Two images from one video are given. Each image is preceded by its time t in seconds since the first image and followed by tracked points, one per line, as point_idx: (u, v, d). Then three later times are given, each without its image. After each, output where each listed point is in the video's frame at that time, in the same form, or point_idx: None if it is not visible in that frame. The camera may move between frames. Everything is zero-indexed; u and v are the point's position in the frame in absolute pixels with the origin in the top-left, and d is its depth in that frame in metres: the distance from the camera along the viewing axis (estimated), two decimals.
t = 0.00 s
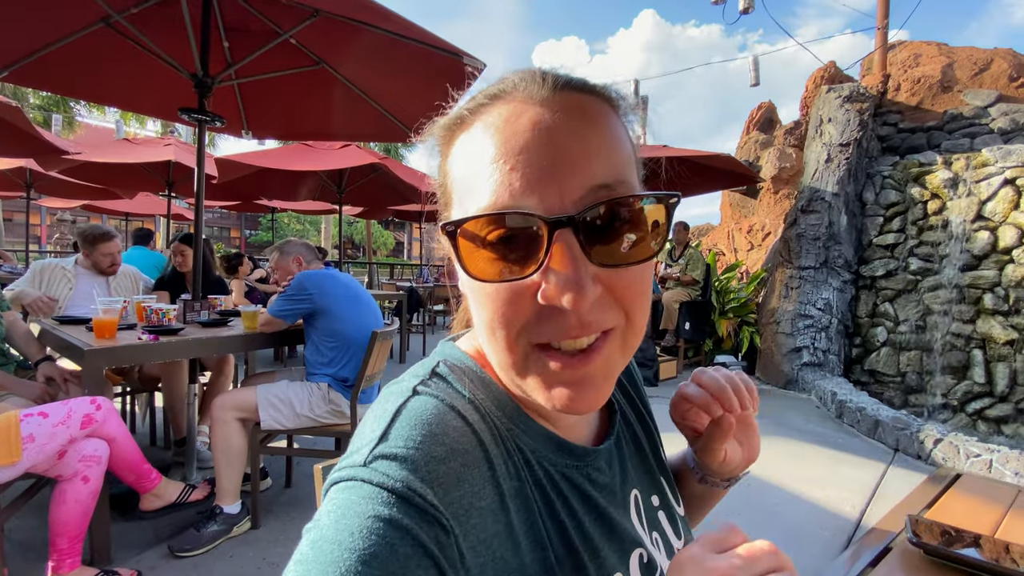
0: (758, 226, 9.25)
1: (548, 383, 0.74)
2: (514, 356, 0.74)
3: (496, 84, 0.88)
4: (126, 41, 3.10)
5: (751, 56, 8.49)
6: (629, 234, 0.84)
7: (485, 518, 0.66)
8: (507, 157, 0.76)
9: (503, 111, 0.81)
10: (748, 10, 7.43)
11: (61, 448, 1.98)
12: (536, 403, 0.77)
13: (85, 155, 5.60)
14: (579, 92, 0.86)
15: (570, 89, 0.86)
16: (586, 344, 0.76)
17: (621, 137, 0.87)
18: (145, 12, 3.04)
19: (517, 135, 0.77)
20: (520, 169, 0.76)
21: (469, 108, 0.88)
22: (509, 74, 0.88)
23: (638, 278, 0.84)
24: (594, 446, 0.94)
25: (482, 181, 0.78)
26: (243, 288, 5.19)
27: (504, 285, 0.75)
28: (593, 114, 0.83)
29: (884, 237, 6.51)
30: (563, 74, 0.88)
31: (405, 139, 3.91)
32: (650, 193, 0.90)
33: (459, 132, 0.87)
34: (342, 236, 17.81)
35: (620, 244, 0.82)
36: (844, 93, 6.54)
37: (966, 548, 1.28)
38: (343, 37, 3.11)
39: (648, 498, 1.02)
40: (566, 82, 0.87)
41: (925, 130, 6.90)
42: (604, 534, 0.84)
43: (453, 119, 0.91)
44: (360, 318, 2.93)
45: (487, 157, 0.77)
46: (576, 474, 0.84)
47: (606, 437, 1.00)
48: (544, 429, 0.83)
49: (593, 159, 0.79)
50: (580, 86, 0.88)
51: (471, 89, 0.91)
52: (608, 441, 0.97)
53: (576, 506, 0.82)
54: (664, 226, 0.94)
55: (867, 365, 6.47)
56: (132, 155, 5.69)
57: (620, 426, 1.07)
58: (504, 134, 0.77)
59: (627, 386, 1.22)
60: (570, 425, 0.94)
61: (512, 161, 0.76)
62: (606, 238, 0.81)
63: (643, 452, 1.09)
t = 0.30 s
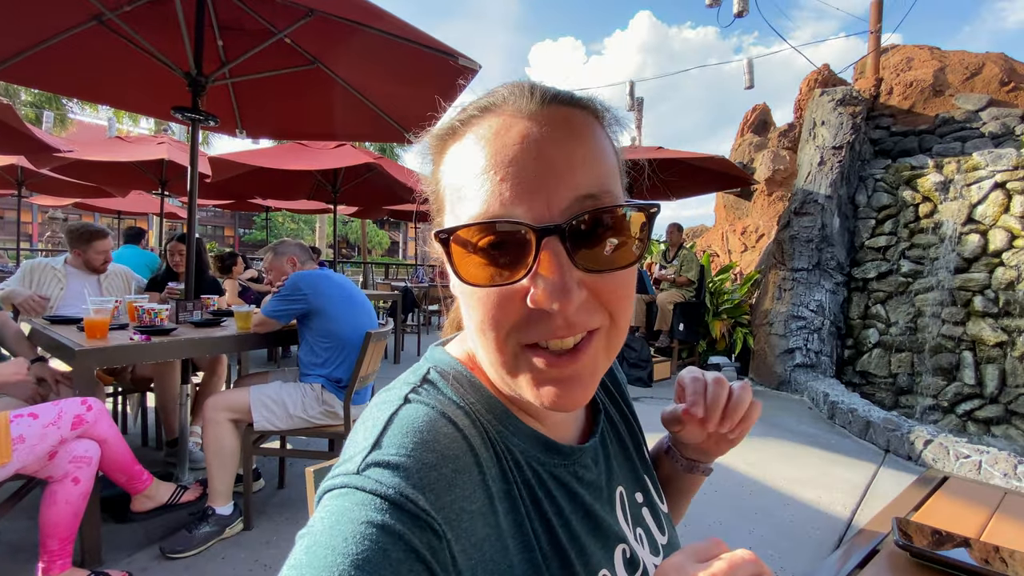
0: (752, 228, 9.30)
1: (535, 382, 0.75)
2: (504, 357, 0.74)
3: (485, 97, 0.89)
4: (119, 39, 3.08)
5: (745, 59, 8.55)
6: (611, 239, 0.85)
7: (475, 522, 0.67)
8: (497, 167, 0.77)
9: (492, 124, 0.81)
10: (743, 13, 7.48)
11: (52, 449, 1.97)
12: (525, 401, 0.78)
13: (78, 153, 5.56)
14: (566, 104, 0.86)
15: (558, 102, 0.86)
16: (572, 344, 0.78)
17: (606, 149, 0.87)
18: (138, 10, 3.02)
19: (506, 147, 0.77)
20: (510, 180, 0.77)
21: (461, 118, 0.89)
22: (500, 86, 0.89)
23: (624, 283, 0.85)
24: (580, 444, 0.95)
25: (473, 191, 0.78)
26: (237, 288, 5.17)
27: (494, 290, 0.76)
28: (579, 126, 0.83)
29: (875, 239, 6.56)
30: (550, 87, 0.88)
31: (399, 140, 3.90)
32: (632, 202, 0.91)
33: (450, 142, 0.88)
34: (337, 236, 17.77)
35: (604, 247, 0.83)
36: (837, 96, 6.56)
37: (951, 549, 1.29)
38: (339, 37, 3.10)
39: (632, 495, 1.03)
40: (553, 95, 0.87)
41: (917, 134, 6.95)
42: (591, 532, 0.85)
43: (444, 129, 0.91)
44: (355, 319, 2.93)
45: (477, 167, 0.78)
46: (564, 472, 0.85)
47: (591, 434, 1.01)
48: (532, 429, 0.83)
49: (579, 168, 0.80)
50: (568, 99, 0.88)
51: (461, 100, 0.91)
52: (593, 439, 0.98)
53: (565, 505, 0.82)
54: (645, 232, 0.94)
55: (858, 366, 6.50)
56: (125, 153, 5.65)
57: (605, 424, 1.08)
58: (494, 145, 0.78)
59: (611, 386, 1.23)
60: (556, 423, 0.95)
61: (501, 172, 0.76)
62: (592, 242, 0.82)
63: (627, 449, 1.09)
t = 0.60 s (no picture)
0: (748, 230, 9.34)
1: (521, 392, 0.75)
2: (490, 366, 0.75)
3: (472, 103, 0.88)
4: (114, 39, 3.07)
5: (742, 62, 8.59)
6: (599, 244, 0.85)
7: (457, 531, 0.68)
8: (483, 176, 0.76)
9: (478, 131, 0.81)
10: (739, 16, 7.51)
11: (43, 450, 1.96)
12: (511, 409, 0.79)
13: (73, 152, 5.54)
14: (554, 112, 0.86)
15: (545, 109, 0.86)
16: (557, 355, 0.78)
17: (594, 156, 0.87)
18: (134, 11, 3.02)
19: (492, 156, 0.77)
20: (496, 189, 0.76)
21: (447, 125, 0.88)
22: (486, 93, 0.88)
23: (611, 290, 0.85)
24: (568, 449, 0.95)
25: (459, 199, 0.78)
26: (232, 289, 5.15)
27: (480, 299, 0.76)
28: (565, 134, 0.83)
29: (870, 242, 6.62)
30: (538, 93, 0.88)
31: (394, 140, 3.89)
32: (619, 210, 0.91)
33: (437, 148, 0.87)
34: (334, 237, 17.72)
35: (591, 254, 0.84)
36: (833, 99, 6.58)
37: (943, 552, 1.30)
38: (335, 38, 3.10)
39: (624, 499, 1.03)
40: (540, 101, 0.87)
41: (911, 137, 6.99)
42: (579, 538, 0.86)
43: (431, 135, 0.91)
44: (350, 320, 2.92)
45: (463, 175, 0.78)
46: (552, 478, 0.86)
47: (579, 439, 1.01)
48: (518, 436, 0.84)
49: (568, 177, 0.80)
50: (555, 106, 0.88)
51: (448, 105, 0.91)
52: (582, 443, 0.98)
53: (552, 511, 0.83)
54: (633, 238, 0.95)
55: (853, 368, 6.53)
56: (121, 153, 5.63)
57: (595, 428, 1.08)
58: (480, 154, 0.78)
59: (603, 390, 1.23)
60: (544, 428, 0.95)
61: (488, 181, 0.76)
62: (578, 250, 0.82)
63: (618, 454, 1.09)
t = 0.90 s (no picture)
0: (747, 232, 9.35)
1: (518, 393, 0.74)
2: (489, 366, 0.74)
3: (479, 99, 0.88)
4: (113, 39, 3.07)
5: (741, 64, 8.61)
6: (604, 243, 0.86)
7: (449, 530, 0.68)
8: (487, 175, 0.76)
9: (483, 129, 0.81)
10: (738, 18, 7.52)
11: (40, 450, 1.95)
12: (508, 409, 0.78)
13: (72, 152, 5.54)
14: (562, 111, 0.86)
15: (553, 108, 0.86)
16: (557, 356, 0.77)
17: (601, 158, 0.87)
18: (133, 11, 3.02)
19: (497, 154, 0.77)
20: (499, 188, 0.76)
21: (453, 121, 0.88)
22: (494, 90, 0.88)
23: (612, 293, 0.85)
24: (565, 450, 0.94)
25: (463, 198, 0.78)
26: (231, 289, 5.14)
27: (481, 297, 0.75)
28: (572, 134, 0.82)
29: (869, 244, 6.62)
30: (547, 92, 0.88)
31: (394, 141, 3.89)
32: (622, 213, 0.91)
33: (442, 144, 0.87)
34: (333, 238, 17.71)
35: (593, 255, 0.83)
36: (832, 101, 6.58)
37: (943, 554, 1.30)
38: (335, 38, 3.10)
39: (621, 502, 1.02)
40: (548, 99, 0.87)
41: (910, 139, 7.00)
42: (573, 539, 0.85)
43: (437, 130, 0.91)
44: (349, 321, 2.92)
45: (467, 174, 0.78)
46: (547, 479, 0.85)
47: (576, 441, 1.00)
48: (515, 436, 0.83)
49: (572, 178, 0.79)
50: (563, 106, 0.87)
51: (455, 102, 0.91)
52: (579, 444, 0.97)
53: (546, 512, 0.82)
54: (637, 241, 0.94)
55: (853, 370, 6.52)
56: (121, 153, 5.63)
57: (594, 430, 1.07)
58: (485, 153, 0.77)
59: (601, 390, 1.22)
60: (542, 428, 0.95)
61: (492, 180, 0.76)
62: (581, 250, 0.82)
63: (616, 456, 1.08)
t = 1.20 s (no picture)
0: (749, 235, 9.34)
1: (528, 396, 0.74)
2: (499, 368, 0.74)
3: (491, 101, 0.89)
4: (116, 40, 3.07)
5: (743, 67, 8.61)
6: (615, 244, 0.85)
7: (456, 533, 0.67)
8: (499, 176, 0.76)
9: (496, 130, 0.81)
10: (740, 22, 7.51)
11: (40, 452, 1.94)
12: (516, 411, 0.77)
13: (74, 154, 5.54)
14: (575, 113, 0.86)
15: (566, 109, 0.86)
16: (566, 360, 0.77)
17: (613, 159, 0.87)
18: (136, 12, 3.02)
19: (509, 156, 0.76)
20: (512, 190, 0.76)
21: (465, 121, 0.88)
22: (507, 91, 0.88)
23: (621, 297, 0.84)
24: (571, 453, 0.94)
25: (474, 199, 0.77)
26: (232, 291, 5.14)
27: (491, 300, 0.75)
28: (585, 137, 0.82)
29: (871, 247, 6.59)
30: (560, 94, 0.88)
31: (400, 144, 3.90)
32: (632, 216, 0.90)
33: (454, 145, 0.87)
34: (334, 240, 17.72)
35: (603, 256, 0.83)
36: (834, 105, 6.56)
37: (947, 558, 1.29)
38: (337, 40, 3.10)
39: (626, 506, 1.02)
40: (561, 101, 0.87)
41: (912, 143, 6.98)
42: (579, 542, 0.84)
43: (448, 131, 0.91)
44: (351, 323, 2.91)
45: (479, 175, 0.77)
46: (553, 481, 0.84)
47: (582, 444, 1.00)
48: (521, 438, 0.82)
49: (585, 181, 0.79)
50: (575, 107, 0.88)
51: (467, 102, 0.91)
52: (584, 447, 0.97)
53: (552, 515, 0.82)
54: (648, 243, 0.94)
55: (855, 374, 6.50)
56: (123, 155, 5.63)
57: (599, 433, 1.06)
58: (498, 154, 0.77)
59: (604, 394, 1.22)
60: (547, 431, 0.94)
61: (504, 181, 0.75)
62: (592, 251, 0.81)
63: (620, 459, 1.08)
